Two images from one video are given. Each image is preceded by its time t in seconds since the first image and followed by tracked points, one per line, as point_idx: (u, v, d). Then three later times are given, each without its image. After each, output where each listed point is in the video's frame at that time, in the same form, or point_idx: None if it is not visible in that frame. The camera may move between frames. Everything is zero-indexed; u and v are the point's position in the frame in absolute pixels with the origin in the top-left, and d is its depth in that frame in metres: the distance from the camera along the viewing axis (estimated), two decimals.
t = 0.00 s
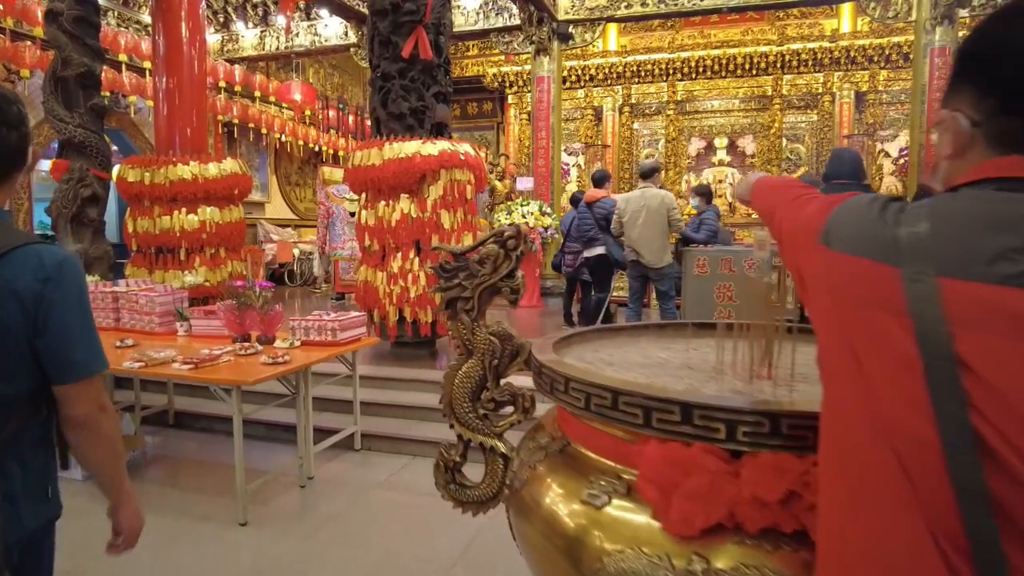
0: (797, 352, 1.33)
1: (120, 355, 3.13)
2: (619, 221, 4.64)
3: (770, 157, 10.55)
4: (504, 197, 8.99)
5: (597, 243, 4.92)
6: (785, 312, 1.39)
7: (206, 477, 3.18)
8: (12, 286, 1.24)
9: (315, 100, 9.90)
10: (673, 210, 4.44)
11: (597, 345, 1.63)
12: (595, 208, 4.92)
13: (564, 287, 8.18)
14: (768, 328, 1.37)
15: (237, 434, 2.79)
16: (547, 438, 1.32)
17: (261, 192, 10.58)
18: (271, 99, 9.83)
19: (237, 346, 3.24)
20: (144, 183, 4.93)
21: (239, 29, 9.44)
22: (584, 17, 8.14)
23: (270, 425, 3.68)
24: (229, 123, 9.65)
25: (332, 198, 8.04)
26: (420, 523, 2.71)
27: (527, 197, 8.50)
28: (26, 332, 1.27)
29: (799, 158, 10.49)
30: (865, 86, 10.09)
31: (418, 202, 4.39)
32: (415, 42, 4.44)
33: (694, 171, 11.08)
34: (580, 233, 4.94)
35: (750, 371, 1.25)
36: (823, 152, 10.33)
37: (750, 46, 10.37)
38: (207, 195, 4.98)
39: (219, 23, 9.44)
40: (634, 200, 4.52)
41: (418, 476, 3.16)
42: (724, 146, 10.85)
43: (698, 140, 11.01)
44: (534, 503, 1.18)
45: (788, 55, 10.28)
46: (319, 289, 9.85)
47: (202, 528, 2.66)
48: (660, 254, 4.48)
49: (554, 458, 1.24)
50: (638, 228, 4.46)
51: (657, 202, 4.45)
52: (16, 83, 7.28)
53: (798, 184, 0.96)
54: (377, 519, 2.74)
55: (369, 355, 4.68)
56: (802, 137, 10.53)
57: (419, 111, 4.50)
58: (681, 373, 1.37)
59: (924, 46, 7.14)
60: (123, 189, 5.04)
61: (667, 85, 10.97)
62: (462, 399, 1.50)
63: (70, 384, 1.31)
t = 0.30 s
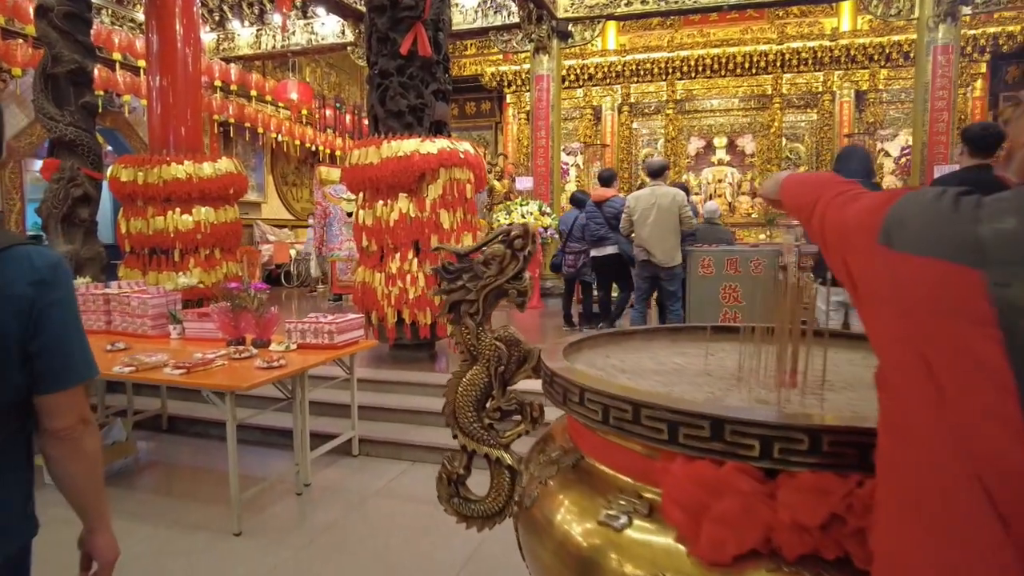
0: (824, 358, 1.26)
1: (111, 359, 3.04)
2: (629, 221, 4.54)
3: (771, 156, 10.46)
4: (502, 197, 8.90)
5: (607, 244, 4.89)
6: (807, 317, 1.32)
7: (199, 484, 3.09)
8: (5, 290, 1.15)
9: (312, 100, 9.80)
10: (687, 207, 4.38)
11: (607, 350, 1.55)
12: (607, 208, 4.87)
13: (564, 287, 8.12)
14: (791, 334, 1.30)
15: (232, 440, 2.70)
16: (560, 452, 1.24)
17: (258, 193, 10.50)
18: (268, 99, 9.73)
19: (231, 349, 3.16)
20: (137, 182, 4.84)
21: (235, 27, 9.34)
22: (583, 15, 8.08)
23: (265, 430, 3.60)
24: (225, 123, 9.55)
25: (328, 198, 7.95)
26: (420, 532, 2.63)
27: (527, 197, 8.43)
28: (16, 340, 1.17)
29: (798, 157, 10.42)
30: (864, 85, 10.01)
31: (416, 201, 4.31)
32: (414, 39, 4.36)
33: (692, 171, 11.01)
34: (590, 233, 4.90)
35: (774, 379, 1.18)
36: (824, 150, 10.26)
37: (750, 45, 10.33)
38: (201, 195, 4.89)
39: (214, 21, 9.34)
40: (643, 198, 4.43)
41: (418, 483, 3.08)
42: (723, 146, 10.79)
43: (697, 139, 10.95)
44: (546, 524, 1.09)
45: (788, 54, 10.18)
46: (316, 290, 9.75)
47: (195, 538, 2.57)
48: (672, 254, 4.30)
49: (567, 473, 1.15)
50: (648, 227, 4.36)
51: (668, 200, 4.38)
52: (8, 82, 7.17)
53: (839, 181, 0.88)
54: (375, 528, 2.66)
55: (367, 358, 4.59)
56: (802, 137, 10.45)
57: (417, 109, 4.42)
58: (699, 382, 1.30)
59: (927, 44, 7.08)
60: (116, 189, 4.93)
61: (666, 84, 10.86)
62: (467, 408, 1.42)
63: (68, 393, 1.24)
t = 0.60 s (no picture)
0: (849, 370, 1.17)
1: (95, 365, 2.94)
2: (630, 220, 4.48)
3: (766, 156, 10.31)
4: (498, 197, 8.79)
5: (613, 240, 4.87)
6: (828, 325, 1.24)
7: (187, 494, 2.99)
8: None
9: (305, 99, 9.67)
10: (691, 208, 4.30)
11: (614, 360, 1.47)
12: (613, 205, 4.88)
13: (560, 288, 8.02)
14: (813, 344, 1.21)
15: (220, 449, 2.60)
16: (565, 472, 1.15)
17: (250, 193, 10.38)
18: (260, 98, 9.61)
19: (219, 354, 3.06)
20: (124, 183, 4.73)
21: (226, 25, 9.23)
22: (579, 13, 8.01)
23: (256, 437, 3.49)
24: (217, 122, 9.42)
25: (321, 198, 7.84)
26: (416, 543, 2.54)
27: (522, 197, 8.33)
28: None
29: (794, 157, 10.34)
30: (861, 84, 9.94)
31: (411, 201, 4.21)
32: (408, 35, 4.27)
33: (688, 170, 10.94)
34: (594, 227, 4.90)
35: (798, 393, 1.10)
36: (821, 150, 10.19)
37: (747, 43, 10.18)
38: (191, 194, 4.78)
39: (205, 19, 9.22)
40: (645, 197, 4.36)
41: (413, 492, 2.98)
42: (719, 145, 10.70)
43: (693, 138, 10.87)
44: (551, 552, 1.01)
45: (784, 53, 10.05)
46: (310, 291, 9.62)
47: (181, 552, 2.47)
48: (672, 254, 4.32)
49: (575, 497, 1.07)
50: (650, 226, 4.30)
51: (670, 199, 4.31)
52: None
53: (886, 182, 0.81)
54: (369, 539, 2.56)
55: (361, 362, 4.49)
56: (798, 136, 10.38)
57: (411, 106, 4.33)
58: (716, 395, 1.21)
59: (926, 42, 7.01)
60: (103, 189, 4.82)
61: (662, 83, 10.77)
62: (464, 423, 1.33)
63: (31, 405, 1.15)
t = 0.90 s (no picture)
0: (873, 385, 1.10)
1: (75, 373, 2.83)
2: (627, 220, 4.40)
3: (759, 156, 10.31)
4: (490, 197, 8.71)
5: (600, 235, 4.80)
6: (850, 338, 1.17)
7: (172, 505, 2.89)
8: None
9: (295, 98, 9.54)
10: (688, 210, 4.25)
11: (619, 371, 1.40)
12: (597, 202, 4.89)
13: (553, 290, 7.95)
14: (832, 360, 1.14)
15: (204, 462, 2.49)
16: (572, 498, 1.07)
17: (239, 193, 10.24)
18: (249, 97, 9.47)
19: (204, 361, 2.96)
20: (108, 183, 4.61)
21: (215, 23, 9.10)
22: (572, 12, 7.95)
23: (244, 444, 3.39)
24: (205, 121, 9.28)
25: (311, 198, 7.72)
26: (410, 556, 2.45)
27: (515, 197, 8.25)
28: None
29: (787, 157, 10.30)
30: (854, 84, 9.91)
31: (402, 202, 4.12)
32: (399, 32, 4.18)
33: (681, 171, 10.89)
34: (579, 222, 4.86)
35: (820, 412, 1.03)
36: (814, 150, 10.16)
37: (739, 43, 10.11)
38: (178, 195, 4.67)
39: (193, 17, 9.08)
40: (643, 198, 4.27)
41: (407, 502, 2.89)
42: (712, 145, 10.65)
43: (686, 138, 10.81)
44: None
45: (777, 52, 10.02)
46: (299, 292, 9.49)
47: (165, 568, 2.37)
48: (670, 256, 4.26)
49: (583, 527, 0.99)
50: (648, 228, 4.23)
51: (669, 200, 4.24)
52: None
53: (925, 185, 0.77)
54: (361, 552, 2.47)
55: (351, 366, 4.40)
56: (791, 137, 10.35)
57: (403, 105, 4.24)
58: (730, 413, 1.14)
59: (921, 41, 6.98)
60: (86, 190, 4.70)
61: (655, 83, 10.71)
62: (460, 442, 1.25)
63: None
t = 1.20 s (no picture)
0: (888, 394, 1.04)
1: (49, 379, 2.72)
2: (618, 221, 4.34)
3: (747, 156, 10.29)
4: (479, 197, 8.63)
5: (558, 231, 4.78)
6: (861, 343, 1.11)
7: (152, 515, 2.79)
8: None
9: (280, 96, 9.40)
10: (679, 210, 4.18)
11: (618, 379, 1.33)
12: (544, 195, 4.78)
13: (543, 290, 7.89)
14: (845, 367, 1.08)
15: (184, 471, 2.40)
16: (571, 517, 1.00)
17: (224, 192, 10.09)
18: (234, 95, 9.32)
19: (184, 365, 2.86)
20: (85, 182, 4.48)
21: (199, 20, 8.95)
22: (561, 10, 7.89)
23: (226, 450, 3.29)
24: (189, 120, 9.13)
25: (297, 197, 7.60)
26: (398, 567, 2.37)
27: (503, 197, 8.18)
28: None
29: (774, 157, 10.31)
30: (842, 85, 9.91)
31: (389, 201, 4.04)
32: (386, 29, 4.10)
33: (669, 171, 10.86)
34: (545, 227, 4.95)
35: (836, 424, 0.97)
36: (802, 150, 10.17)
37: (728, 43, 10.11)
38: (159, 195, 4.55)
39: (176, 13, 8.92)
40: (635, 198, 4.20)
41: (394, 510, 2.81)
42: (700, 146, 10.63)
43: (674, 139, 10.79)
44: None
45: (765, 53, 10.01)
46: (284, 293, 9.36)
47: None
48: (662, 257, 4.20)
49: (584, 551, 0.91)
50: (641, 227, 4.17)
51: (662, 199, 4.17)
52: None
53: (955, 181, 0.72)
54: (346, 564, 2.39)
55: (337, 369, 4.30)
56: (779, 137, 10.34)
57: (390, 103, 4.15)
58: (738, 424, 1.07)
59: (909, 42, 6.99)
60: (64, 189, 4.57)
61: (644, 83, 10.67)
62: (450, 455, 1.18)
63: None
